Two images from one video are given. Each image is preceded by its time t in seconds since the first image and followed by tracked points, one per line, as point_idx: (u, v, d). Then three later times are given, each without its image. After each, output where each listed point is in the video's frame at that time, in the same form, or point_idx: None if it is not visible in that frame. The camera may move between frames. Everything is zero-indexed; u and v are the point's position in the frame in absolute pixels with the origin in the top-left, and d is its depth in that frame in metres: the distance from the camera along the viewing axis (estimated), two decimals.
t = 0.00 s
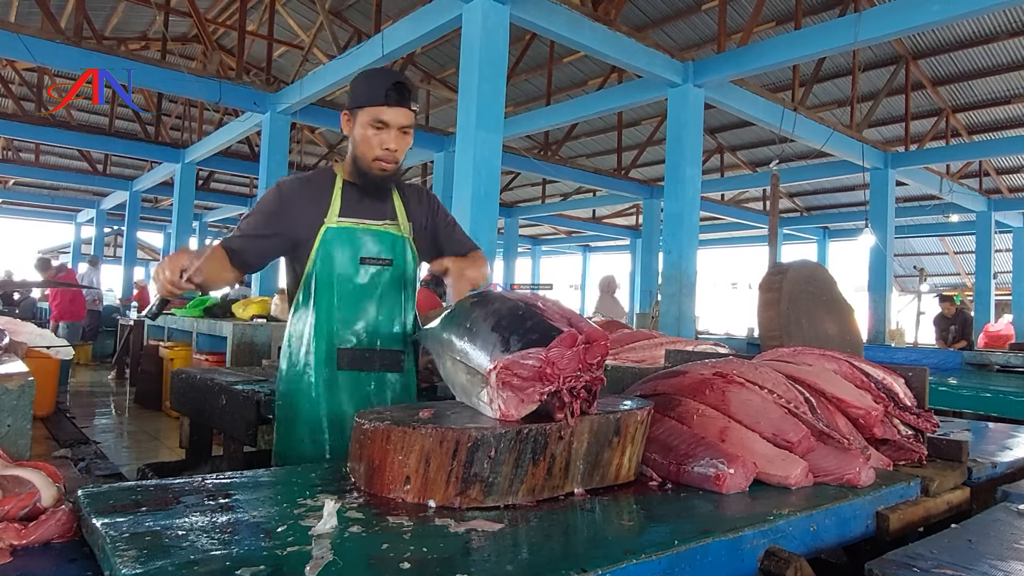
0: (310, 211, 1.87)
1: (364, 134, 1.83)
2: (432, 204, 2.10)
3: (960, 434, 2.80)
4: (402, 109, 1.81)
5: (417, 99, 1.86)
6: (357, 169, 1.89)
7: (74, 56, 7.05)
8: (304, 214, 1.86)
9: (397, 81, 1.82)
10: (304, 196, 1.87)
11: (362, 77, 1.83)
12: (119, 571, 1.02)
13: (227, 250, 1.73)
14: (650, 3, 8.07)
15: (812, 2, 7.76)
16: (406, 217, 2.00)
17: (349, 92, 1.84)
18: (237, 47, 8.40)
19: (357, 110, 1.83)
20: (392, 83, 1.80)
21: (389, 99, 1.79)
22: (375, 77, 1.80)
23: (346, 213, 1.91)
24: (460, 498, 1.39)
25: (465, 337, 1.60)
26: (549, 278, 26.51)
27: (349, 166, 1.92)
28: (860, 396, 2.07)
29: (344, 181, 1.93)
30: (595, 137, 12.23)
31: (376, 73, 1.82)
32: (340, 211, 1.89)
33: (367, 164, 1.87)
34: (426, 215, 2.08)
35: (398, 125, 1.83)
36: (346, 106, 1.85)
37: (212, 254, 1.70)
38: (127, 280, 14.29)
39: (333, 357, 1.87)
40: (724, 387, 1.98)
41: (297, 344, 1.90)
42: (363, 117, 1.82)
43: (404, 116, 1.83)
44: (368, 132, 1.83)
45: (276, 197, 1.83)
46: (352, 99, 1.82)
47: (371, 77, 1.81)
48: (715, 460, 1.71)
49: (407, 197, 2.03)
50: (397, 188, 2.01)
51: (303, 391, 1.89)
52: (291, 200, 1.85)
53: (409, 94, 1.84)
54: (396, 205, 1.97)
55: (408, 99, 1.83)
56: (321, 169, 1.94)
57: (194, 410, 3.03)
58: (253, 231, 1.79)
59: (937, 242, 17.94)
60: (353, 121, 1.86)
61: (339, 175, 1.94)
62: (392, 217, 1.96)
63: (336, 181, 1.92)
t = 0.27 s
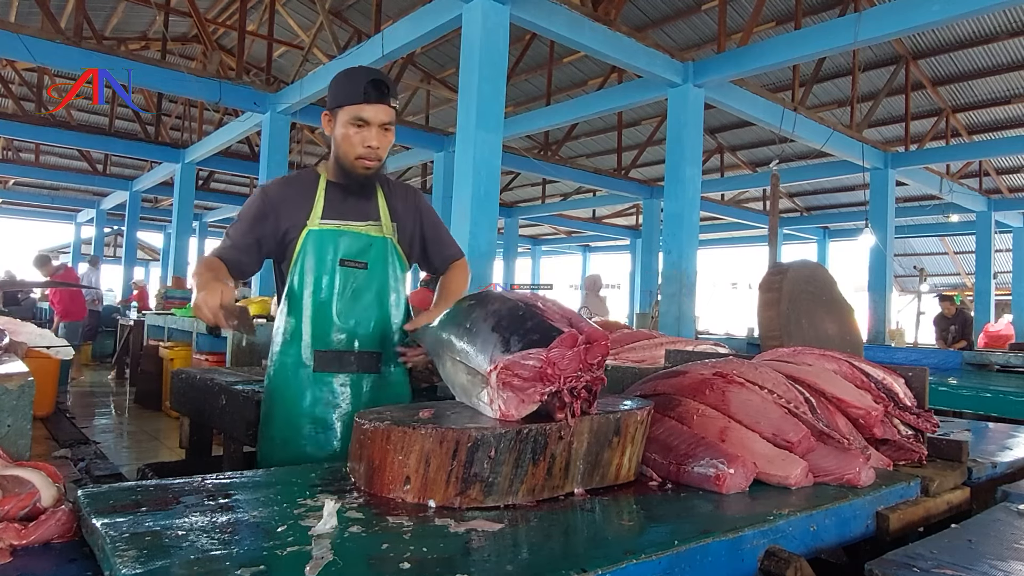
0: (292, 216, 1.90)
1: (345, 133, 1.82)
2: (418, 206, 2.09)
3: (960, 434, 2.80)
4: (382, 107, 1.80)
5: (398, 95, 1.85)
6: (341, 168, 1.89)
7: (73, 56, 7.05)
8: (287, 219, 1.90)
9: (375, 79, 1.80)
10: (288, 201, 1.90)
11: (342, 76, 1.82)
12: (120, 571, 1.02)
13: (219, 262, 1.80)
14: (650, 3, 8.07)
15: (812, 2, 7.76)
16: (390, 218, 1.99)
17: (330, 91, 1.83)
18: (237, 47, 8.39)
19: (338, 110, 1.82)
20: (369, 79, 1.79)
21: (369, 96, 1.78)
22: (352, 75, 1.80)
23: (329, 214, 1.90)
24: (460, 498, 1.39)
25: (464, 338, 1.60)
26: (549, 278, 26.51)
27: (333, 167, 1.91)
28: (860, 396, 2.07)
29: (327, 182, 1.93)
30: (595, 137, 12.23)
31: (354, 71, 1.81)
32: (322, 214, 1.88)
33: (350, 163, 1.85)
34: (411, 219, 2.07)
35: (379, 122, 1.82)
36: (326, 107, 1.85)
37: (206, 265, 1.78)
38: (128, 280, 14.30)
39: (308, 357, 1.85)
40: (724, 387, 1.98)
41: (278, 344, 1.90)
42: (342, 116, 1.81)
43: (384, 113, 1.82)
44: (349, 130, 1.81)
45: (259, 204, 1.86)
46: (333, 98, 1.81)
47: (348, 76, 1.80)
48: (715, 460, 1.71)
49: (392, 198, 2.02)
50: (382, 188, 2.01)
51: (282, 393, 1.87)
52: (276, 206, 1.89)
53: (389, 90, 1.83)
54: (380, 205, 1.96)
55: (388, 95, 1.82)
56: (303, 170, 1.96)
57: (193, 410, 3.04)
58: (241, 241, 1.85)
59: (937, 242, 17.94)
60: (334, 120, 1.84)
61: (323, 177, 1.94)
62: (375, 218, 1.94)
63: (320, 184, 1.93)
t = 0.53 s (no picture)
0: (278, 218, 1.96)
1: (331, 146, 1.85)
2: (396, 206, 2.12)
3: (960, 434, 2.80)
4: (369, 122, 1.83)
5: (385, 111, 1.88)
6: (325, 178, 1.94)
7: (73, 57, 7.05)
8: (273, 220, 1.95)
9: (363, 94, 1.82)
10: (276, 202, 1.96)
11: (329, 87, 1.83)
12: (120, 571, 1.02)
13: (213, 257, 1.82)
14: (650, 3, 8.07)
15: (812, 2, 7.76)
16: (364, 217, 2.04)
17: (317, 102, 1.85)
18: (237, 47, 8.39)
19: (323, 122, 1.85)
20: (358, 95, 1.81)
21: (357, 112, 1.80)
22: (342, 87, 1.81)
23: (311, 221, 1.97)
24: (460, 498, 1.39)
25: (477, 340, 1.57)
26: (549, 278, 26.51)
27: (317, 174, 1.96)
28: (860, 396, 2.07)
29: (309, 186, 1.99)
30: (595, 137, 12.23)
31: (343, 84, 1.83)
32: (305, 221, 1.96)
33: (335, 175, 1.90)
34: (389, 218, 2.11)
35: (366, 137, 1.85)
36: (312, 117, 1.87)
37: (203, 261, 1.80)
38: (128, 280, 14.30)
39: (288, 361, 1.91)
40: (724, 387, 1.98)
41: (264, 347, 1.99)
42: (330, 129, 1.84)
43: (371, 129, 1.85)
44: (335, 144, 1.85)
45: (249, 202, 1.91)
46: (319, 110, 1.83)
47: (336, 87, 1.81)
48: (715, 460, 1.70)
49: (370, 197, 2.08)
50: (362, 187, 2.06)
51: (264, 392, 1.96)
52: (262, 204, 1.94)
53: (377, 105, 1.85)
54: (357, 208, 2.01)
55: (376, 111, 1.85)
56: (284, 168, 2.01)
57: (194, 410, 3.04)
58: (233, 236, 1.88)
59: (937, 242, 17.94)
60: (319, 131, 1.87)
61: (305, 179, 2.00)
62: (349, 220, 2.00)
63: (302, 186, 1.99)
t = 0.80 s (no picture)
0: (289, 212, 1.98)
1: (330, 142, 1.88)
2: (393, 206, 2.17)
3: (960, 434, 2.80)
4: (368, 118, 1.86)
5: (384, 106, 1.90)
6: (325, 175, 1.97)
7: (73, 57, 7.05)
8: (287, 214, 1.98)
9: (362, 90, 1.85)
10: (286, 197, 1.98)
11: (326, 84, 1.86)
12: (120, 571, 1.02)
13: (249, 252, 1.82)
14: (650, 3, 8.06)
15: (812, 2, 7.76)
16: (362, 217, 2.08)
17: (315, 98, 1.87)
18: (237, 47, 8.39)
19: (321, 118, 1.87)
20: (358, 91, 1.83)
21: (356, 108, 1.83)
22: (340, 84, 1.83)
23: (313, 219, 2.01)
24: (460, 499, 1.39)
25: (504, 339, 1.58)
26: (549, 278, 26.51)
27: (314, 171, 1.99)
28: (860, 396, 2.06)
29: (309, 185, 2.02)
30: (595, 137, 12.24)
31: (341, 81, 1.85)
32: (310, 220, 2.00)
33: (334, 171, 1.93)
34: (385, 218, 2.16)
35: (365, 133, 1.88)
36: (309, 114, 1.89)
37: (245, 257, 1.78)
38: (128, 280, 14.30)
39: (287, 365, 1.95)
40: (725, 387, 1.97)
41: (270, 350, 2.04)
42: (329, 125, 1.86)
43: (370, 124, 1.87)
44: (334, 139, 1.87)
45: (261, 199, 1.92)
46: (317, 106, 1.86)
47: (335, 84, 1.83)
48: (716, 460, 1.70)
49: (367, 197, 2.11)
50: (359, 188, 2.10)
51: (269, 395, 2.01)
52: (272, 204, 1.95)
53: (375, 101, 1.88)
54: (355, 207, 2.06)
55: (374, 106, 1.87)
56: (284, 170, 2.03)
57: (194, 410, 3.04)
58: (257, 232, 1.88)
59: (937, 242, 17.93)
60: (318, 128, 1.90)
61: (306, 179, 2.03)
62: (347, 219, 2.04)
63: (303, 186, 2.01)
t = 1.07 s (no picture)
0: (317, 214, 1.99)
1: (357, 139, 1.91)
2: (420, 210, 2.21)
3: (960, 434, 2.80)
4: (394, 115, 1.89)
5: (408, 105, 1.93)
6: (350, 175, 1.99)
7: (74, 56, 7.05)
8: (316, 216, 1.99)
9: (387, 88, 1.88)
10: (315, 199, 2.00)
11: (354, 84, 1.90)
12: (120, 570, 1.02)
13: (284, 253, 1.81)
14: (650, 3, 8.06)
15: (812, 2, 7.76)
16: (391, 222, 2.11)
17: (342, 98, 1.90)
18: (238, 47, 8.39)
19: (349, 117, 1.91)
20: (383, 90, 1.87)
21: (382, 105, 1.87)
22: (366, 83, 1.87)
23: (343, 221, 2.03)
24: (460, 498, 1.39)
25: (498, 339, 1.59)
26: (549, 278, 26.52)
27: (341, 171, 2.01)
28: (860, 396, 2.06)
29: (338, 187, 2.03)
30: (595, 137, 12.24)
31: (368, 81, 1.89)
32: (339, 221, 2.02)
33: (360, 169, 1.95)
34: (414, 225, 2.20)
35: (391, 130, 1.91)
36: (336, 114, 1.93)
37: (282, 258, 1.77)
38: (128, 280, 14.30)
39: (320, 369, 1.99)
40: (724, 387, 1.97)
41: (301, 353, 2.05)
42: (355, 123, 1.89)
43: (395, 122, 1.90)
44: (360, 137, 1.90)
45: (290, 200, 1.93)
46: (345, 105, 1.89)
47: (361, 84, 1.87)
48: (715, 460, 1.70)
49: (394, 202, 2.15)
50: (386, 191, 2.13)
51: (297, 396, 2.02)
52: (304, 204, 1.96)
53: (400, 100, 1.92)
54: (382, 209, 2.09)
55: (400, 105, 1.91)
56: (313, 173, 2.04)
57: (194, 410, 3.05)
58: (290, 234, 1.88)
59: (937, 242, 17.94)
60: (344, 127, 1.93)
61: (334, 181, 2.04)
62: (376, 221, 2.08)
63: (332, 188, 2.03)
